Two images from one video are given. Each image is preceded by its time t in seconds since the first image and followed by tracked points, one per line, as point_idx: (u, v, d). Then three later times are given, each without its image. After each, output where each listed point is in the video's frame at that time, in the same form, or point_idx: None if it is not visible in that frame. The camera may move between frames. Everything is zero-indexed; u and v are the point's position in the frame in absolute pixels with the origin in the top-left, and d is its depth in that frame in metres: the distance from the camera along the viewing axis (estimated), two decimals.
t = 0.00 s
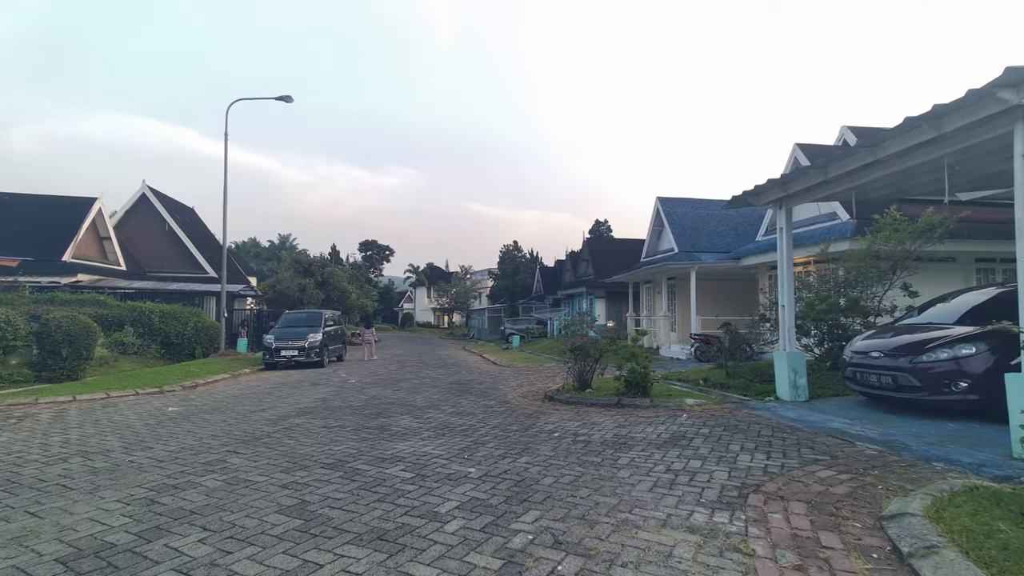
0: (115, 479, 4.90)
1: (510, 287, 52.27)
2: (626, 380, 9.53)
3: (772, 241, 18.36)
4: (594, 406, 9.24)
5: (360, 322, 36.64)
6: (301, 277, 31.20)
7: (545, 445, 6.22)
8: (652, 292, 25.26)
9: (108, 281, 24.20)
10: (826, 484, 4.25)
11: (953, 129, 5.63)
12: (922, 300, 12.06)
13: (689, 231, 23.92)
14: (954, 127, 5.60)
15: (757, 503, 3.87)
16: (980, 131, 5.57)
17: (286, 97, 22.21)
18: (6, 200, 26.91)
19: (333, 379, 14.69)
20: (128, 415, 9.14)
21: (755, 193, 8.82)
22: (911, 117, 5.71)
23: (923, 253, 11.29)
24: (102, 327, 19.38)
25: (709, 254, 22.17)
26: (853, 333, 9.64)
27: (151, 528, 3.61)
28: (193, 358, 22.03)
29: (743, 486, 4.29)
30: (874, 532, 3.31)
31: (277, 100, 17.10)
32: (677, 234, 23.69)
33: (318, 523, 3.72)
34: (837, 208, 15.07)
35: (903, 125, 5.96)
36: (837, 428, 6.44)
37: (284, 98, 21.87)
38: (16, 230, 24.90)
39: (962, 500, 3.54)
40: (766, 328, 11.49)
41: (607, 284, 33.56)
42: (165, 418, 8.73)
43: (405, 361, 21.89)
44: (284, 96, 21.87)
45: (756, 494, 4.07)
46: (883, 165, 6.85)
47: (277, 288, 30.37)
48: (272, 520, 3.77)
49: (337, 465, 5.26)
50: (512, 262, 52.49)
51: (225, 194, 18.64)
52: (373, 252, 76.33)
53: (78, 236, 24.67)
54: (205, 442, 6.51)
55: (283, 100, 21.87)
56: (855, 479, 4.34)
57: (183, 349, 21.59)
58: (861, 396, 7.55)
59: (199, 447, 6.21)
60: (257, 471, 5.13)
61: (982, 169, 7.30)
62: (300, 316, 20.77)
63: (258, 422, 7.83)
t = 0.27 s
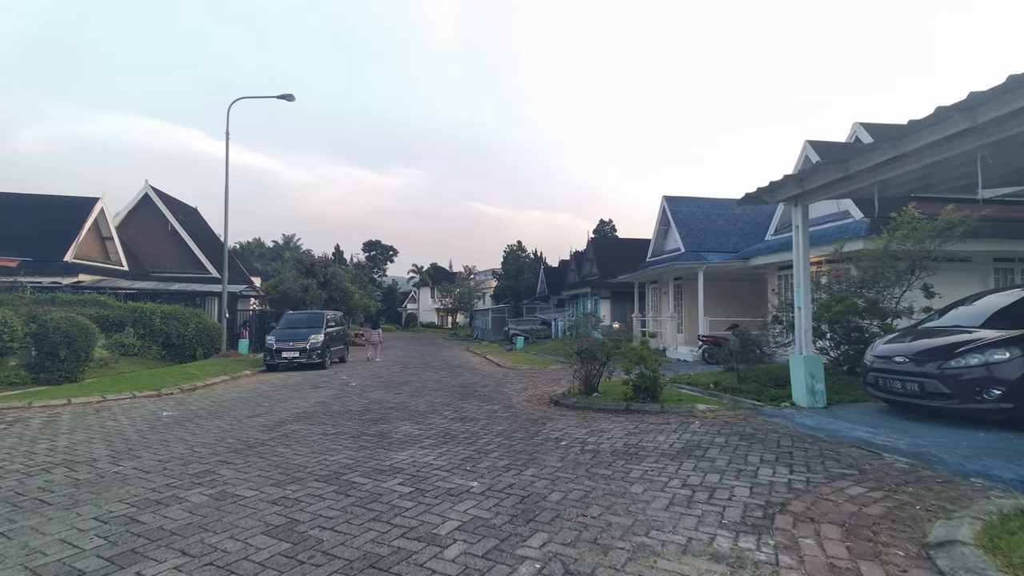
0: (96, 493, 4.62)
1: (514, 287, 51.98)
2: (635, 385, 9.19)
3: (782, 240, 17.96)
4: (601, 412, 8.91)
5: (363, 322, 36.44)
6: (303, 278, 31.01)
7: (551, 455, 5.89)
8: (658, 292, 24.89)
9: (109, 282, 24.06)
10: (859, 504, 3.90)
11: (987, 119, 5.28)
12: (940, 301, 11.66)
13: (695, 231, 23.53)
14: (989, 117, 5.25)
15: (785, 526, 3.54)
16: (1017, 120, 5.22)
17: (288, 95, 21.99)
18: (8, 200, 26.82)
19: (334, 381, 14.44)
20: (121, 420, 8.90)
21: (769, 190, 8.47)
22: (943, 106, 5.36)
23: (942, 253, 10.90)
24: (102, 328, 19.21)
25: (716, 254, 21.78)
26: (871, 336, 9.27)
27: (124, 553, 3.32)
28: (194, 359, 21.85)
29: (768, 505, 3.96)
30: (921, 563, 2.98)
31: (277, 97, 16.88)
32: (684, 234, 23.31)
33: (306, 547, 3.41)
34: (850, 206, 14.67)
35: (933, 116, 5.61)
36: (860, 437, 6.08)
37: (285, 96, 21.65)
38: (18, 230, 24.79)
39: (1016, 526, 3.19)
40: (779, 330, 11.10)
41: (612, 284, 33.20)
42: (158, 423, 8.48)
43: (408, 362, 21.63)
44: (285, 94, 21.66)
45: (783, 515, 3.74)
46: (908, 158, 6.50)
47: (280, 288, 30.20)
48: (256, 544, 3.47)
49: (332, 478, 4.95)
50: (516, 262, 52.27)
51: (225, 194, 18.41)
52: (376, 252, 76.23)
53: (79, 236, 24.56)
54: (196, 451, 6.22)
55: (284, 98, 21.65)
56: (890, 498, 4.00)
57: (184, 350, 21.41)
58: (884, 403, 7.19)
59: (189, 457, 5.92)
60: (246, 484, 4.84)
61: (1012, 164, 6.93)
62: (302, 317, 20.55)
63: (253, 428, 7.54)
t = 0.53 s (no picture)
0: (90, 502, 4.41)
1: (521, 288, 51.72)
2: (649, 388, 8.88)
3: (796, 240, 17.55)
4: (614, 416, 8.61)
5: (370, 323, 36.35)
6: (311, 278, 30.96)
7: (566, 462, 5.61)
8: (668, 293, 24.51)
9: (118, 283, 24.12)
10: (904, 521, 3.60)
11: None
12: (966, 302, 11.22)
13: (707, 231, 23.14)
14: None
15: (827, 547, 3.25)
16: None
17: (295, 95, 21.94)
18: (20, 201, 27.00)
19: (341, 383, 14.27)
20: (125, 422, 8.76)
21: (791, 186, 8.15)
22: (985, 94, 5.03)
23: (969, 252, 10.48)
24: (110, 329, 19.20)
25: (728, 254, 21.38)
26: (897, 339, 8.88)
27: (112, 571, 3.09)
28: (202, 360, 21.81)
29: (804, 522, 3.66)
30: None
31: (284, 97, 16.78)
32: (695, 234, 22.93)
33: (307, 565, 3.17)
34: (868, 204, 14.24)
35: (973, 104, 5.27)
36: (893, 446, 5.74)
37: (292, 96, 21.60)
38: (28, 231, 24.92)
39: None
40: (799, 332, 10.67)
41: (621, 285, 32.84)
42: (161, 426, 8.32)
43: (415, 364, 21.45)
44: (292, 94, 21.61)
45: (822, 534, 3.44)
46: (943, 152, 6.15)
47: (287, 289, 30.18)
48: (253, 561, 3.23)
49: (336, 487, 4.71)
50: (523, 263, 52.08)
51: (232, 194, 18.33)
52: (384, 253, 76.30)
53: (89, 238, 24.66)
54: (197, 456, 6.01)
55: (291, 98, 21.60)
56: (938, 515, 3.69)
57: (191, 351, 21.38)
58: (915, 409, 6.84)
59: (189, 463, 5.71)
60: (247, 493, 4.61)
61: None
62: (309, 318, 20.42)
63: (257, 433, 7.33)
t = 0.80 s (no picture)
0: (82, 514, 4.16)
1: (528, 290, 51.42)
2: (666, 393, 8.55)
3: (812, 240, 17.13)
4: (630, 422, 8.25)
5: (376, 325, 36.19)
6: (317, 281, 30.85)
7: (584, 472, 5.30)
8: (679, 295, 24.12)
9: (126, 285, 24.10)
10: (965, 544, 3.26)
11: None
12: (995, 304, 10.77)
13: (718, 231, 22.74)
14: None
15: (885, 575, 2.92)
16: None
17: (302, 96, 21.84)
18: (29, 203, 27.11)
19: (347, 387, 14.05)
20: (127, 426, 8.55)
21: (816, 181, 7.81)
22: None
23: (999, 252, 10.05)
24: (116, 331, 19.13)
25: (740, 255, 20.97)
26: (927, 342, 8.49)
27: None
28: (208, 362, 21.71)
29: (854, 544, 3.33)
30: None
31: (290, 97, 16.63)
32: (706, 234, 22.53)
33: None
34: (889, 203, 13.81)
35: None
36: (934, 456, 5.38)
37: (299, 97, 21.51)
38: (37, 233, 24.98)
39: None
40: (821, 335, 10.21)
41: (630, 287, 32.46)
42: (163, 431, 8.10)
43: (422, 367, 21.22)
44: (299, 96, 21.52)
45: (877, 559, 3.12)
46: (985, 143, 5.82)
47: (294, 291, 30.08)
48: None
49: (342, 499, 4.43)
50: (530, 265, 51.85)
51: (239, 196, 18.22)
52: (390, 256, 76.31)
53: (97, 240, 24.69)
54: (198, 464, 5.76)
55: (298, 100, 21.51)
56: (1002, 537, 3.35)
57: (198, 354, 21.27)
58: (951, 416, 6.48)
59: (188, 471, 5.46)
60: (248, 506, 4.34)
61: None
62: (315, 320, 20.24)
63: (261, 438, 7.09)
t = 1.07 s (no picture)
0: (67, 531, 3.91)
1: (530, 292, 51.19)
2: (678, 398, 8.26)
3: (821, 242, 16.86)
4: (641, 428, 7.99)
5: (377, 327, 35.97)
6: (318, 282, 30.61)
7: (597, 484, 5.04)
8: (684, 297, 23.83)
9: (126, 286, 23.91)
10: None
11: None
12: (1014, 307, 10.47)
13: (724, 232, 22.46)
14: None
15: None
16: None
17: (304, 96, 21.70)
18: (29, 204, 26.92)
19: (348, 390, 13.79)
20: (122, 432, 8.31)
21: (836, 179, 7.53)
22: None
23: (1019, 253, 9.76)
24: (115, 333, 18.92)
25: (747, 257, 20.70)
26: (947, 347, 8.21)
27: None
28: (208, 365, 21.49)
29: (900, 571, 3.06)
30: None
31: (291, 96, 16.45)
32: (712, 236, 22.26)
33: None
34: (901, 203, 13.54)
35: None
36: (967, 467, 5.11)
37: (301, 97, 21.35)
38: (36, 234, 24.79)
39: None
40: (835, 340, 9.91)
41: (633, 289, 32.19)
42: (159, 437, 7.85)
43: (424, 369, 20.96)
44: (301, 96, 21.36)
45: None
46: (1020, 138, 5.57)
47: (295, 293, 29.87)
48: None
49: (344, 514, 4.18)
50: (532, 267, 51.70)
51: (240, 196, 18.04)
52: (391, 257, 76.16)
53: (97, 241, 24.51)
54: (192, 474, 5.50)
55: (300, 99, 21.35)
56: None
57: (198, 356, 21.06)
58: (978, 424, 6.21)
59: (182, 482, 5.21)
60: (244, 520, 4.09)
61: None
62: (316, 322, 20.01)
63: (260, 446, 6.83)
